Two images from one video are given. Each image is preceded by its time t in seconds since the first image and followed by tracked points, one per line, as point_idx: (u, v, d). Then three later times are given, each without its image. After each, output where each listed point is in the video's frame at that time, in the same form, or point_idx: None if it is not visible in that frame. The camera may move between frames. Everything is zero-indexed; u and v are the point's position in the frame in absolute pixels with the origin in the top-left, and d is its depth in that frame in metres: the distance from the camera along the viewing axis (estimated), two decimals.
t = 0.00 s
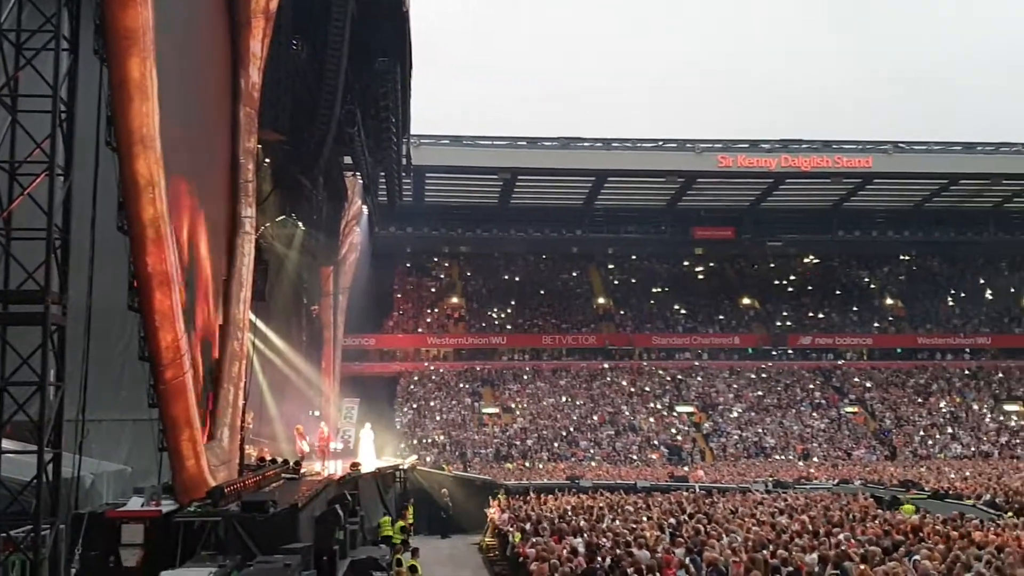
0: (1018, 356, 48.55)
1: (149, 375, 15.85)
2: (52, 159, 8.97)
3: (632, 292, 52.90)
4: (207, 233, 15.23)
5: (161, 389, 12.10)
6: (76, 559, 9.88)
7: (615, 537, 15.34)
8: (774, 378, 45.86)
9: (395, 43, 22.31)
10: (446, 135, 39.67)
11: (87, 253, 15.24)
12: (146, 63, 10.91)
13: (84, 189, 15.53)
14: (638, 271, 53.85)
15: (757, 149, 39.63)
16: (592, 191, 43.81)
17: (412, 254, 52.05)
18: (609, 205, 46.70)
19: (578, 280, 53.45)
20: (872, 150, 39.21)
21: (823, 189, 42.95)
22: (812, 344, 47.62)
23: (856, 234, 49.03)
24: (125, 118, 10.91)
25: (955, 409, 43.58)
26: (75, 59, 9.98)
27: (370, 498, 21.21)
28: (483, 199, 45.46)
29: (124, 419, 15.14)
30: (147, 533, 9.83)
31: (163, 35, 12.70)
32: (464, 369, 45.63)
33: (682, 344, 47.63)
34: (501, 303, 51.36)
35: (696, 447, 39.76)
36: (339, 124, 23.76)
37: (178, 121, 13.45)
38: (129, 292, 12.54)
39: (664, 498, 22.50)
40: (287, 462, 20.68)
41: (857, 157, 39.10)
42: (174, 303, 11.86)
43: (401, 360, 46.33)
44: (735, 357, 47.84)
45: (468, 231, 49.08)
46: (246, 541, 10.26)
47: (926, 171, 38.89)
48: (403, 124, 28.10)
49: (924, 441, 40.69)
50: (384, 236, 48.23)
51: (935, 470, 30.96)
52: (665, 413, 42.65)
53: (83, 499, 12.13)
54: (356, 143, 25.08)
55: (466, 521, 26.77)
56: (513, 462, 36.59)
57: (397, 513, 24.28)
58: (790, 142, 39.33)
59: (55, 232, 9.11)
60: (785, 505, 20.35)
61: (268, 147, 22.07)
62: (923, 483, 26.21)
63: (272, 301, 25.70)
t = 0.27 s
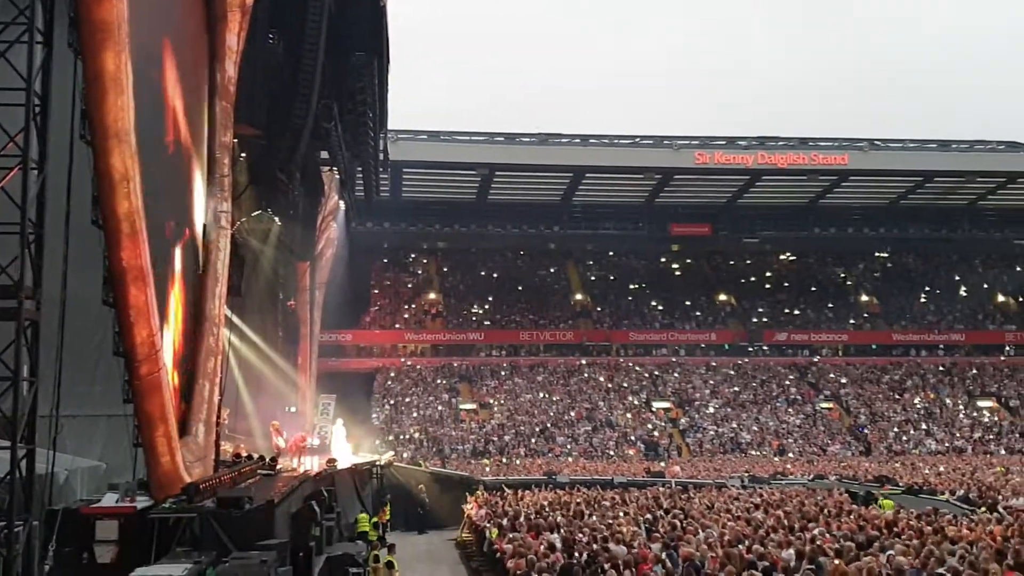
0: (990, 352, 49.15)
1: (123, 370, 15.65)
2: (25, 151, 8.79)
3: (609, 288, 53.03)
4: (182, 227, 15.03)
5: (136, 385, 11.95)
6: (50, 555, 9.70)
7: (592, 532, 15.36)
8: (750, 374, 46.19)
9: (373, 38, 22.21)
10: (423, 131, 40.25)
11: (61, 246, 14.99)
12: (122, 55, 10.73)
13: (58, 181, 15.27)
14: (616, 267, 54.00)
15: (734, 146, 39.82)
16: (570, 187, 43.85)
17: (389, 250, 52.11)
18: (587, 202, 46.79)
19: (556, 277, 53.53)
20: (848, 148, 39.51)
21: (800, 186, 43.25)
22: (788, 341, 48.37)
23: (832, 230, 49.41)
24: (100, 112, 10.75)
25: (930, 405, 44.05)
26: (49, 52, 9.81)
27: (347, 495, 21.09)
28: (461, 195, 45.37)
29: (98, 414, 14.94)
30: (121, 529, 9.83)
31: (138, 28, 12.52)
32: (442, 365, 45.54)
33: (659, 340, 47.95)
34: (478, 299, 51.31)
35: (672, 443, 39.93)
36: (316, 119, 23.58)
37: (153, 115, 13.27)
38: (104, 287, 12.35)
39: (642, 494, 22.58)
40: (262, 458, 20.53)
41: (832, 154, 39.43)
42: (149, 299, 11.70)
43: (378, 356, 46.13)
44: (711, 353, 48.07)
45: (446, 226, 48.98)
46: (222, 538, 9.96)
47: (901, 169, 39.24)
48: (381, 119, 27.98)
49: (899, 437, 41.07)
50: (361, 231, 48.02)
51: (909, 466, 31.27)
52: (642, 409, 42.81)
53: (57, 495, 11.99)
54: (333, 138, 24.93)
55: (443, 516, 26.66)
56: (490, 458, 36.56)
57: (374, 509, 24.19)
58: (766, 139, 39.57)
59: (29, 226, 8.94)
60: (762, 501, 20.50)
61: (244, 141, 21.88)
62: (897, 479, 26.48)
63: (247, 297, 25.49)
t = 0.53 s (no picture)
0: (965, 349, 49.66)
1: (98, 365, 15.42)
2: None
3: (588, 284, 53.15)
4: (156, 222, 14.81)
5: (111, 380, 11.80)
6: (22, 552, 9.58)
7: (570, 528, 15.36)
8: (727, 370, 46.48)
9: (351, 31, 22.07)
10: (402, 126, 40.62)
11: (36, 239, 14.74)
12: (96, 48, 10.61)
13: (33, 175, 15.05)
14: (594, 263, 54.15)
15: (712, 143, 39.97)
16: (549, 183, 43.86)
17: (367, 245, 52.02)
18: (566, 198, 46.82)
19: (535, 273, 53.61)
20: (825, 145, 39.76)
21: (777, 183, 43.50)
22: (765, 337, 48.49)
23: (809, 227, 49.76)
24: (75, 105, 10.57)
25: (905, 401, 44.47)
26: (22, 47, 9.66)
27: (324, 492, 20.95)
28: (439, 190, 45.25)
29: (73, 410, 14.68)
30: (96, 526, 9.62)
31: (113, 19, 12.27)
32: (420, 361, 45.45)
33: (637, 336, 48.11)
34: (457, 295, 51.25)
35: (650, 439, 40.05)
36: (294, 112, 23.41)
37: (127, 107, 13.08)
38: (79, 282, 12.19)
39: (619, 489, 22.66)
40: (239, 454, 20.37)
41: (810, 152, 39.61)
42: (125, 293, 11.56)
43: (356, 352, 46.07)
44: (689, 350, 48.25)
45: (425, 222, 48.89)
46: (197, 533, 9.85)
47: (877, 167, 39.52)
48: (358, 114, 27.82)
49: (875, 433, 41.40)
50: (339, 227, 47.79)
51: (884, 461, 31.55)
52: (620, 405, 42.94)
53: (32, 492, 11.83)
54: (310, 132, 24.74)
55: (420, 512, 26.64)
56: (468, 454, 36.54)
57: (351, 506, 24.11)
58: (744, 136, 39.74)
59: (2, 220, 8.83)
60: (737, 496, 20.66)
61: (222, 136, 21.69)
62: (873, 474, 26.74)
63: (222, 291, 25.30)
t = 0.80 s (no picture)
0: (947, 347, 50.01)
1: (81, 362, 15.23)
2: None
3: (573, 281, 53.23)
4: (137, 220, 14.69)
5: (95, 376, 11.70)
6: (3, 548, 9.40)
7: (554, 525, 15.34)
8: (712, 367, 46.64)
9: (336, 26, 21.86)
10: (387, 122, 40.48)
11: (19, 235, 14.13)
12: (81, 43, 10.51)
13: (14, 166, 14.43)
14: (580, 261, 54.25)
15: (696, 140, 40.04)
16: (534, 180, 43.86)
17: (352, 241, 51.90)
18: (552, 195, 46.82)
19: (520, 270, 53.64)
20: (809, 144, 39.92)
21: (762, 181, 43.67)
22: (749, 335, 48.40)
23: (793, 225, 49.98)
24: (58, 101, 10.48)
25: (888, 398, 44.78)
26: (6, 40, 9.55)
27: (308, 489, 20.84)
28: (424, 187, 45.11)
29: (55, 407, 14.36)
30: (79, 522, 9.48)
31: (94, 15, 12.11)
32: (405, 358, 45.36)
33: (622, 334, 47.79)
34: (442, 291, 51.19)
35: (635, 436, 40.13)
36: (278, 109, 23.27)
37: (111, 104, 12.96)
38: (62, 278, 12.09)
39: (604, 486, 22.70)
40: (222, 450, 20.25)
41: (795, 150, 39.73)
42: (109, 289, 11.46)
43: (340, 349, 45.96)
44: (674, 347, 48.36)
45: (410, 219, 48.77)
46: (180, 529, 9.95)
47: (861, 165, 39.72)
48: (343, 110, 27.66)
49: (858, 430, 41.62)
50: (324, 223, 47.59)
51: (868, 458, 31.76)
52: (605, 402, 43.02)
53: (13, 488, 11.70)
54: (295, 128, 24.57)
55: (404, 509, 26.62)
56: (453, 451, 36.49)
57: (335, 503, 24.00)
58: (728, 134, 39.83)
59: None
60: (722, 493, 20.75)
61: (206, 133, 21.54)
62: (857, 472, 26.89)
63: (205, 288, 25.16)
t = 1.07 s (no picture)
0: (930, 345, 50.34)
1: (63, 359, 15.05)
2: None
3: (558, 280, 53.29)
4: (121, 217, 14.59)
5: (76, 374, 11.61)
6: None
7: (539, 523, 15.34)
8: (696, 365, 46.82)
9: (319, 21, 21.67)
10: (372, 120, 40.38)
11: None
12: (63, 39, 10.46)
13: None
14: (565, 259, 54.35)
15: (681, 139, 40.16)
16: (519, 179, 43.86)
17: (337, 239, 51.64)
18: (537, 193, 46.85)
19: (505, 268, 53.66)
20: (793, 143, 40.10)
21: (746, 180, 43.85)
22: (733, 333, 48.69)
23: (777, 224, 50.22)
24: (40, 97, 10.38)
25: (871, 397, 45.07)
26: None
27: (291, 487, 20.75)
28: (409, 185, 45.01)
29: (37, 405, 14.23)
30: (61, 521, 9.46)
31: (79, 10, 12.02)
32: (389, 356, 45.28)
33: (608, 332, 47.97)
34: (426, 289, 51.13)
35: (619, 434, 40.23)
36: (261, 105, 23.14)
37: (97, 104, 12.88)
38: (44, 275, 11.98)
39: (588, 484, 22.74)
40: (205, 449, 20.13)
41: (779, 149, 39.89)
42: (91, 286, 11.36)
43: (325, 346, 45.83)
44: (658, 346, 48.43)
45: (395, 216, 48.66)
46: (165, 529, 9.68)
47: (845, 164, 39.94)
48: (328, 107, 27.53)
49: (841, 428, 41.88)
50: (308, 220, 47.41)
51: (851, 456, 31.96)
52: (589, 400, 43.11)
53: None
54: (280, 125, 24.46)
55: (387, 507, 26.61)
56: (437, 449, 36.46)
57: (319, 501, 23.92)
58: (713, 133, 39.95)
59: None
60: (706, 490, 20.86)
61: (189, 129, 21.47)
62: (840, 470, 27.06)
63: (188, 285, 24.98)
